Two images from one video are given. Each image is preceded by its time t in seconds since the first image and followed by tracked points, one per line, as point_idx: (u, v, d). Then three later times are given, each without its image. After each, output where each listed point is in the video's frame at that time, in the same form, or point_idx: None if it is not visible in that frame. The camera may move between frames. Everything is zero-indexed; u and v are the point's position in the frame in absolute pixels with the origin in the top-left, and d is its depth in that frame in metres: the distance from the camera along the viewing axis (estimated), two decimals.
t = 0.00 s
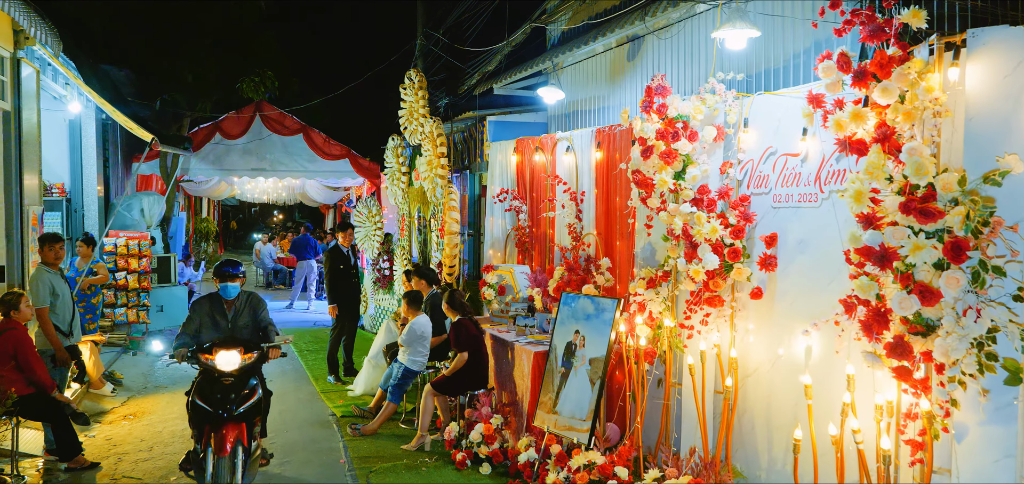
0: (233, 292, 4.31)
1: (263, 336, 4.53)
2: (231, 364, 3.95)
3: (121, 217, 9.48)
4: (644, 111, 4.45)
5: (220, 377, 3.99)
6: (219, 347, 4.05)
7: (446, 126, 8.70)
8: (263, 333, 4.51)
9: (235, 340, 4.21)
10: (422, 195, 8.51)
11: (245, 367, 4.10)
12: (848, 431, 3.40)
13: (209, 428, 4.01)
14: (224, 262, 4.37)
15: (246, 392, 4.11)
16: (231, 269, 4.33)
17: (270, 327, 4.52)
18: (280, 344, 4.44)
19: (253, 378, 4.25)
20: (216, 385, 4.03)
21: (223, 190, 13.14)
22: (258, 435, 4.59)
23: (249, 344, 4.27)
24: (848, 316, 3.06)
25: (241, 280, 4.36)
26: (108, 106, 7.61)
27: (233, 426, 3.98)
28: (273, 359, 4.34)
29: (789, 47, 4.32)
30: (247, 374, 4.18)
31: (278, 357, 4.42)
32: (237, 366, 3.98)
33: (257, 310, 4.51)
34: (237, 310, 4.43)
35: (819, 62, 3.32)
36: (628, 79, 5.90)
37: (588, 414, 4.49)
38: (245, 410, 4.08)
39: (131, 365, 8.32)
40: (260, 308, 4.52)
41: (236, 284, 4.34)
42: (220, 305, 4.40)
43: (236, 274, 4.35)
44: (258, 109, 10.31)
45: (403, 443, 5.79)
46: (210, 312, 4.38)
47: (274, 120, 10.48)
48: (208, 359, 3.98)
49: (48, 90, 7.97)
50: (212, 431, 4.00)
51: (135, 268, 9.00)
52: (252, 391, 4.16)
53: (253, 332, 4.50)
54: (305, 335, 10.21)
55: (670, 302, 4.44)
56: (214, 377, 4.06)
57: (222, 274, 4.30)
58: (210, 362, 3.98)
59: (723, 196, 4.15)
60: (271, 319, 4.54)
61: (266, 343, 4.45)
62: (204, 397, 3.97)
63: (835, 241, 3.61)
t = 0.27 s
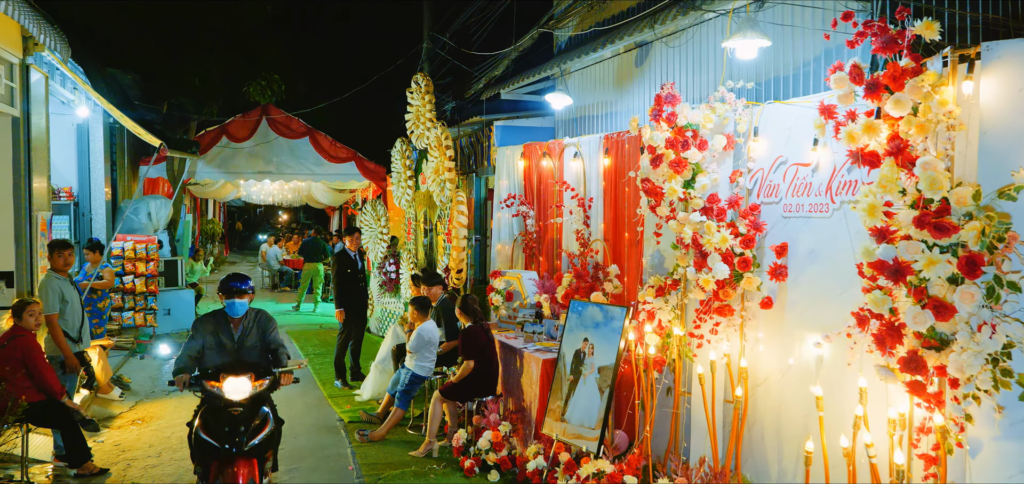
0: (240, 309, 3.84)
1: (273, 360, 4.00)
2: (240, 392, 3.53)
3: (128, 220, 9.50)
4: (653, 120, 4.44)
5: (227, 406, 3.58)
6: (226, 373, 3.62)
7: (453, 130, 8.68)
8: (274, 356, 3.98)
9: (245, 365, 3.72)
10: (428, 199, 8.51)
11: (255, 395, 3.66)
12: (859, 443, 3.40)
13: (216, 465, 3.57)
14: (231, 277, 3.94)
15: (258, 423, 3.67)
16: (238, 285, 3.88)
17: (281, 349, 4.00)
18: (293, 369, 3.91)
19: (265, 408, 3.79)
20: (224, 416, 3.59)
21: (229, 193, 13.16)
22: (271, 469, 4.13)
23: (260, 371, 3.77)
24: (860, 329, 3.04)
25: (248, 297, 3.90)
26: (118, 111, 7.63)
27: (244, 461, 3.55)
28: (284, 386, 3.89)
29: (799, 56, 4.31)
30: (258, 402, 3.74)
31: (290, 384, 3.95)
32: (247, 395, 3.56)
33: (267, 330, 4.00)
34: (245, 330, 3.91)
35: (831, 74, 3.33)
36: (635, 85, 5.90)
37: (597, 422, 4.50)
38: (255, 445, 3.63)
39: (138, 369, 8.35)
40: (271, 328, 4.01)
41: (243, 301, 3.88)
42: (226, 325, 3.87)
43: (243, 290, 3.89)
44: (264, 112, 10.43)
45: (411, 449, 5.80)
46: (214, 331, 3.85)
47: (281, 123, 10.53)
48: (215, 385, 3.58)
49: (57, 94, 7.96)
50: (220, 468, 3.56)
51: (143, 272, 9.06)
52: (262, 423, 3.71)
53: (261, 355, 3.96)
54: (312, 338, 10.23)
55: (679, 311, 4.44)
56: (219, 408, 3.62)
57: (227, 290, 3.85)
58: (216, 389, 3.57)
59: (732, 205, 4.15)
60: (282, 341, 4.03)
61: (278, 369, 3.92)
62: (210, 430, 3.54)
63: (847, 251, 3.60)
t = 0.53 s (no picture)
0: (248, 332, 3.60)
1: (288, 386, 3.77)
2: (253, 427, 3.33)
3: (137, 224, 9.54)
4: (665, 128, 4.43)
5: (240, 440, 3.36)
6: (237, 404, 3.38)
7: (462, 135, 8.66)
8: (287, 381, 3.75)
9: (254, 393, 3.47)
10: (436, 203, 8.52)
11: (269, 428, 3.44)
12: (875, 456, 3.39)
13: None
14: (239, 293, 3.65)
15: (272, 459, 3.53)
16: (246, 304, 3.59)
17: (295, 374, 3.76)
18: (312, 398, 3.69)
19: (280, 437, 3.63)
20: (236, 454, 3.44)
21: (236, 195, 13.20)
22: None
23: (276, 400, 3.52)
24: (876, 344, 3.03)
25: (257, 317, 3.61)
26: (127, 116, 7.66)
27: None
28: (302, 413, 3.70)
29: (811, 63, 4.28)
30: (273, 434, 3.57)
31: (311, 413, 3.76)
32: (261, 428, 3.36)
33: (278, 353, 3.76)
34: (253, 355, 3.68)
35: (845, 85, 3.33)
36: (645, 91, 5.88)
37: (608, 431, 4.49)
38: (270, 483, 3.52)
39: (148, 373, 8.40)
40: (283, 350, 3.78)
41: (252, 322, 3.60)
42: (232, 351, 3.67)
43: (250, 309, 3.58)
44: (272, 115, 10.44)
45: (421, 456, 5.81)
46: (220, 356, 3.65)
47: (288, 125, 10.53)
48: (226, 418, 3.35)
49: (67, 100, 7.98)
50: None
51: (152, 276, 9.06)
52: (278, 459, 3.57)
53: (274, 381, 3.75)
54: (320, 342, 10.25)
55: (691, 320, 4.44)
56: (230, 442, 3.45)
57: (233, 310, 3.55)
58: (227, 423, 3.34)
59: (745, 214, 4.14)
60: (296, 364, 3.78)
61: (294, 398, 3.68)
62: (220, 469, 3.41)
63: (862, 262, 3.58)
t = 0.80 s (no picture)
0: (260, 360, 3.24)
1: (305, 419, 3.42)
2: (272, 472, 2.92)
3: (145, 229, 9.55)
4: (676, 138, 4.42)
5: None
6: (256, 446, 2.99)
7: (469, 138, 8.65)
8: (305, 413, 3.40)
9: (269, 430, 3.27)
10: (444, 207, 8.50)
11: (290, 472, 3.08)
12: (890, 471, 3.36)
13: None
14: (247, 314, 3.30)
15: None
16: (255, 330, 3.23)
17: (312, 405, 3.41)
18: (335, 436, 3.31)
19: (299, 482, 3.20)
20: None
21: (243, 197, 13.20)
22: None
23: (295, 440, 3.22)
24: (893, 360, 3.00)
25: (269, 344, 3.25)
26: (135, 121, 7.64)
27: None
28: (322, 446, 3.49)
29: (824, 72, 4.25)
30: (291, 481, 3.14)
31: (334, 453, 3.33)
32: (281, 474, 2.95)
33: (293, 381, 3.40)
34: (266, 385, 3.33)
35: (861, 97, 3.30)
36: (654, 97, 5.87)
37: (619, 442, 4.47)
38: None
39: (155, 377, 8.43)
40: (298, 378, 3.42)
41: (263, 349, 3.25)
42: (243, 380, 3.31)
43: (262, 337, 3.23)
44: (279, 119, 10.49)
45: (429, 463, 5.80)
46: (229, 387, 3.30)
47: (295, 128, 10.64)
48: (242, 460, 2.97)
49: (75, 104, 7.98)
50: None
51: (159, 280, 9.06)
52: None
53: (289, 413, 3.40)
54: (327, 345, 10.25)
55: (702, 331, 4.43)
56: None
57: (242, 338, 3.21)
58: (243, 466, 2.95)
59: (757, 225, 4.11)
60: (313, 395, 3.43)
61: (315, 436, 3.33)
62: None
63: (876, 274, 3.55)
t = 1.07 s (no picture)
0: (277, 396, 2.75)
1: (327, 463, 2.92)
2: None
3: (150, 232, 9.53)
4: (686, 147, 4.40)
5: None
6: None
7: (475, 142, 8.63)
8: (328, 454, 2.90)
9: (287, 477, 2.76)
10: (449, 211, 8.48)
11: None
12: None
13: None
14: (261, 343, 2.84)
15: None
16: (272, 361, 2.76)
17: (337, 446, 2.91)
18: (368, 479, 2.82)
19: None
20: None
21: (247, 198, 13.17)
22: None
23: None
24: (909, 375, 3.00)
25: (288, 377, 2.79)
26: (141, 126, 7.62)
27: None
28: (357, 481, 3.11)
29: (834, 79, 4.20)
30: None
31: None
32: None
33: (314, 418, 2.92)
34: (283, 424, 2.83)
35: (875, 109, 3.27)
36: (661, 102, 5.83)
37: (628, 452, 4.44)
38: None
39: (160, 381, 8.43)
40: (319, 414, 2.94)
41: (281, 383, 2.77)
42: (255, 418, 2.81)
43: (279, 365, 2.76)
44: (283, 121, 10.37)
45: (436, 471, 5.78)
46: (239, 426, 2.78)
47: (299, 131, 10.52)
48: None
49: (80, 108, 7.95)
50: None
51: (164, 284, 9.00)
52: None
53: (308, 456, 2.89)
54: (332, 349, 10.25)
55: (712, 341, 4.40)
56: None
57: (255, 370, 2.74)
58: None
59: (768, 235, 4.07)
60: (337, 434, 2.94)
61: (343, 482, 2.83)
62: None
63: (890, 287, 3.51)
